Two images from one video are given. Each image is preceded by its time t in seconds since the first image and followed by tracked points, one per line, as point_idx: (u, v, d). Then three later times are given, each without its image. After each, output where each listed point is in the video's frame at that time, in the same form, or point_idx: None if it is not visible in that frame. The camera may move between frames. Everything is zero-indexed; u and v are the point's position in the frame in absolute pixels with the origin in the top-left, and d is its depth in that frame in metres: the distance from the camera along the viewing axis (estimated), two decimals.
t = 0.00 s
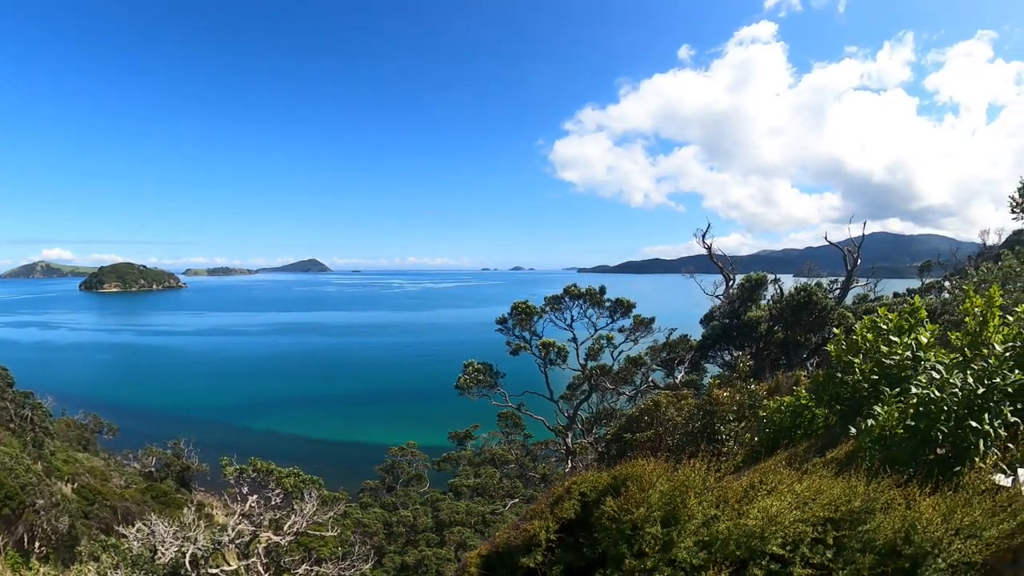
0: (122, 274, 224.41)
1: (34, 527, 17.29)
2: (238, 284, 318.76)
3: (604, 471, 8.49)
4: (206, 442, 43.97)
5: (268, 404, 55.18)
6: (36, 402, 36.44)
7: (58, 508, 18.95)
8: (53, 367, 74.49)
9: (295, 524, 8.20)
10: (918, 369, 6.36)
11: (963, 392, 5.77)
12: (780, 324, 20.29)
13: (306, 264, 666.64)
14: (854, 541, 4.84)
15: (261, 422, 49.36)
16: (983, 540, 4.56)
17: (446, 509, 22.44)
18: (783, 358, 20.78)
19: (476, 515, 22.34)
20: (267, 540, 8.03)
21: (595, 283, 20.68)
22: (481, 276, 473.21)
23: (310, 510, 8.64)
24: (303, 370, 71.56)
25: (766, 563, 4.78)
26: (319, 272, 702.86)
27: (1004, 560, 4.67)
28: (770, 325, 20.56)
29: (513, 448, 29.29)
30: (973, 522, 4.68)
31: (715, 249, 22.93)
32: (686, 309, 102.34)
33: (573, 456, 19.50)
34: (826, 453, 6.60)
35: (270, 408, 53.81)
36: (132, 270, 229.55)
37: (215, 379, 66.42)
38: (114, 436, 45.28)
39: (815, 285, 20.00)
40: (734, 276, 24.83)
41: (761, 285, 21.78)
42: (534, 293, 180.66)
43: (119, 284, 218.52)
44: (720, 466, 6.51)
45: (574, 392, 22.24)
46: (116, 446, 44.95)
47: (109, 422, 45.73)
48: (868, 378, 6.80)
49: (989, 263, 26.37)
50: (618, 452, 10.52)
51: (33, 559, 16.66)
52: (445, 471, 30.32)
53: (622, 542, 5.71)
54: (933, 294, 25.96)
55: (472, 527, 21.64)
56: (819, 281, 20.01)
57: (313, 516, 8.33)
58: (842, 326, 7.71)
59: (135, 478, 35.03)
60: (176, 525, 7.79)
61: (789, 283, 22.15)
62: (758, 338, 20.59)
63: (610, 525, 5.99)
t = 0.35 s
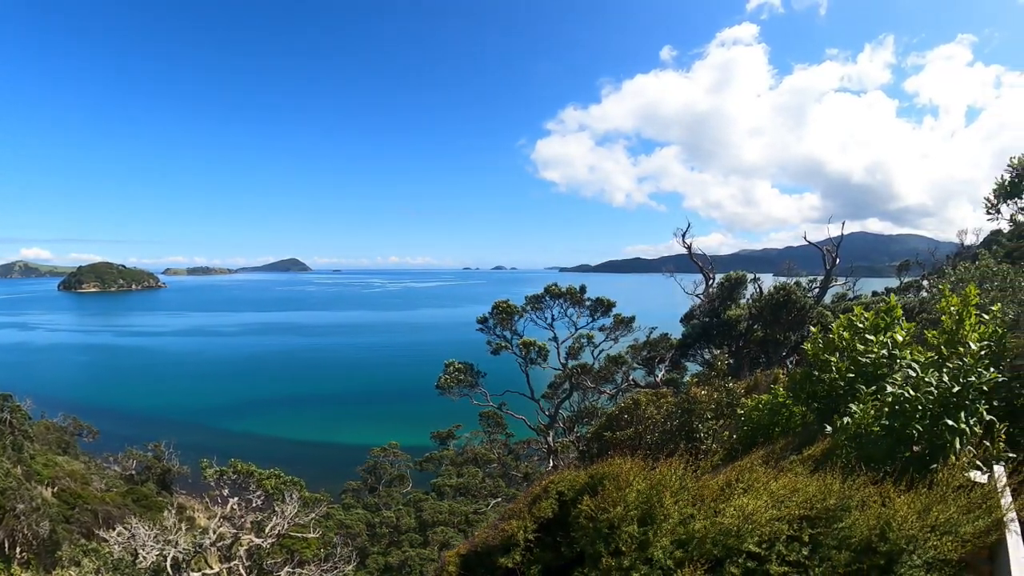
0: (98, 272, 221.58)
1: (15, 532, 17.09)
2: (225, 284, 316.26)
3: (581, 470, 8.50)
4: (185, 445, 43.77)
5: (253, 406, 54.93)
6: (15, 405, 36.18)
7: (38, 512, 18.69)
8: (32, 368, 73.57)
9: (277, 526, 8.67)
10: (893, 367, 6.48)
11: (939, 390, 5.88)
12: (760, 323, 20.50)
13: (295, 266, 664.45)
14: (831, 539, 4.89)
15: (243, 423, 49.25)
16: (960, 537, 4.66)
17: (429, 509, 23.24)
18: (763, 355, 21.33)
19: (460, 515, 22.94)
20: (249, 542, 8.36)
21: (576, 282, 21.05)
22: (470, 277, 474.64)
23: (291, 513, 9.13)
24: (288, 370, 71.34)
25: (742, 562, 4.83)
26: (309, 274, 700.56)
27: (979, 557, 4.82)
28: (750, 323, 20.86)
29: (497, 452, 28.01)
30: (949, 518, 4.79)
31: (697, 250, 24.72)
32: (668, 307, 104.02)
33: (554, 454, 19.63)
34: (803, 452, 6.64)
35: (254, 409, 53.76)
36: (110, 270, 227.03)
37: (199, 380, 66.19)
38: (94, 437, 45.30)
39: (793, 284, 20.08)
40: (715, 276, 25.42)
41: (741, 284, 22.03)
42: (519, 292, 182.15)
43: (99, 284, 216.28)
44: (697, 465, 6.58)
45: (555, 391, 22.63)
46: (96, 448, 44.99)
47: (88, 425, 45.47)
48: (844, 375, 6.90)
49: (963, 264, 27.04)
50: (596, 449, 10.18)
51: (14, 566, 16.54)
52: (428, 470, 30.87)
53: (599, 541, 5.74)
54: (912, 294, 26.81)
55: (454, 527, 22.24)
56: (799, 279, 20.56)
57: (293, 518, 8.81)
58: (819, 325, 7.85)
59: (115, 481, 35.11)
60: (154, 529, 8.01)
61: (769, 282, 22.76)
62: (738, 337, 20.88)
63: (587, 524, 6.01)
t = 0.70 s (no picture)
0: (74, 271, 219.56)
1: None
2: (206, 283, 314.06)
3: (558, 468, 8.56)
4: (163, 448, 43.69)
5: (235, 409, 54.65)
6: None
7: (16, 518, 18.86)
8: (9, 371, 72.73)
9: (257, 529, 9.11)
10: (867, 364, 6.60)
11: (912, 387, 5.99)
12: (737, 321, 21.41)
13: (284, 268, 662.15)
14: (805, 535, 4.91)
15: (222, 426, 49.26)
16: (934, 532, 4.75)
17: (410, 510, 24.36)
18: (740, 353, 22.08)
19: (442, 515, 23.98)
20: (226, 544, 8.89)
21: (554, 282, 21.49)
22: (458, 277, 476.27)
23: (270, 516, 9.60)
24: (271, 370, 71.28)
25: (717, 558, 4.86)
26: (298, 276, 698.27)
27: (956, 551, 5.33)
28: (728, 322, 21.76)
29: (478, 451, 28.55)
30: (924, 514, 4.85)
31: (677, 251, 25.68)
32: (647, 306, 105.90)
33: (533, 453, 19.95)
34: (778, 447, 6.68)
35: (235, 411, 53.85)
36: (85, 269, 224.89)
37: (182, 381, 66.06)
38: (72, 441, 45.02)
39: (771, 284, 20.92)
40: (693, 275, 26.10)
41: (718, 284, 22.92)
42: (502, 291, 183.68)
43: (74, 284, 213.81)
44: (674, 462, 6.63)
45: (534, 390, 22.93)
46: (75, 452, 44.71)
47: (66, 428, 45.08)
48: (819, 372, 7.00)
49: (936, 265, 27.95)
50: (577, 446, 10.82)
51: None
52: (409, 470, 31.58)
53: (576, 540, 5.76)
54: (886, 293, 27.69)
55: (436, 526, 23.60)
56: (776, 279, 21.18)
57: (272, 520, 9.31)
58: (795, 324, 7.99)
59: (93, 486, 35.13)
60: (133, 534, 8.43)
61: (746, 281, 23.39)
62: (716, 335, 21.84)
63: (563, 523, 6.01)
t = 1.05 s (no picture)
0: (52, 271, 216.91)
1: None
2: (190, 283, 311.86)
3: (536, 467, 8.58)
4: (144, 450, 43.33)
5: (218, 410, 54.18)
6: None
7: None
8: None
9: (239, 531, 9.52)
10: (843, 363, 6.69)
11: (887, 385, 6.10)
12: (717, 320, 21.62)
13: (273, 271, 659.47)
14: (781, 533, 4.97)
15: (203, 428, 48.84)
16: (908, 529, 4.86)
17: (394, 511, 24.98)
18: (719, 351, 22.35)
19: (425, 515, 24.62)
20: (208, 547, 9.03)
21: (534, 281, 21.76)
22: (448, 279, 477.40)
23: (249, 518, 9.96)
24: (256, 370, 71.08)
25: (693, 557, 4.92)
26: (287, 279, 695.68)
27: (932, 549, 5.39)
28: (707, 321, 22.09)
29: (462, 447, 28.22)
30: (899, 512, 4.97)
31: (657, 249, 26.25)
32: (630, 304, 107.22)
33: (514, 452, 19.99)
34: (754, 445, 6.72)
35: (218, 412, 53.64)
36: (63, 268, 222.15)
37: (164, 382, 65.60)
38: (51, 444, 44.39)
39: (750, 283, 21.29)
40: (672, 275, 26.98)
41: (697, 283, 23.91)
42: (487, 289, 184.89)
43: (53, 284, 210.79)
44: (651, 461, 6.70)
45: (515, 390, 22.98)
46: (53, 455, 44.20)
47: (44, 432, 44.50)
48: (795, 370, 7.09)
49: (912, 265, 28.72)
50: (558, 445, 11.11)
51: None
52: (390, 471, 32.24)
53: (551, 539, 5.75)
54: (862, 291, 28.52)
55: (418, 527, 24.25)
56: (755, 278, 21.77)
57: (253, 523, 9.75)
58: (772, 322, 8.08)
59: (73, 490, 34.85)
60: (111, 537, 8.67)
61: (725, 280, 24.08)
62: (696, 333, 22.26)
63: (539, 522, 5.98)
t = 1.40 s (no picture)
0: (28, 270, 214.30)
1: None
2: (172, 283, 309.14)
3: (513, 465, 8.66)
4: (123, 453, 43.03)
5: (200, 412, 53.79)
6: None
7: None
8: None
9: (217, 534, 10.22)
10: (817, 360, 6.81)
11: (861, 382, 6.22)
12: (695, 318, 22.72)
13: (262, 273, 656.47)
14: (755, 529, 5.03)
15: (182, 430, 48.40)
16: (882, 525, 4.95)
17: (375, 512, 25.62)
18: (697, 349, 23.34)
19: (406, 515, 25.37)
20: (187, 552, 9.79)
21: (513, 281, 22.45)
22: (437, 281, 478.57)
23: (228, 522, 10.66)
24: (239, 371, 70.78)
25: (668, 554, 4.97)
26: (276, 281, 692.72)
27: (907, 545, 5.45)
28: (685, 319, 23.03)
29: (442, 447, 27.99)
30: (872, 508, 5.06)
31: (635, 250, 27.07)
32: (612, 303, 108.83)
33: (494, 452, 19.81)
34: (730, 443, 6.79)
35: (197, 413, 53.33)
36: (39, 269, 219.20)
37: (145, 384, 65.02)
38: (29, 448, 43.84)
39: (728, 283, 22.43)
40: (650, 274, 27.91)
41: (675, 282, 24.89)
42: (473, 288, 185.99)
43: (29, 284, 208.10)
44: (628, 459, 6.75)
45: (495, 390, 23.18)
46: (30, 459, 43.69)
47: (21, 436, 43.98)
48: (770, 368, 7.20)
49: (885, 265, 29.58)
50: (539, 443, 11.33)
51: None
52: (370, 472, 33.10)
53: (524, 538, 5.81)
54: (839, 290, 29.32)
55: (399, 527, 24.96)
56: (731, 278, 22.58)
57: (232, 526, 10.48)
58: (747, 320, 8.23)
59: (51, 495, 34.68)
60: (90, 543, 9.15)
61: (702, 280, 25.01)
62: (675, 332, 23.16)
63: (515, 522, 6.00)
